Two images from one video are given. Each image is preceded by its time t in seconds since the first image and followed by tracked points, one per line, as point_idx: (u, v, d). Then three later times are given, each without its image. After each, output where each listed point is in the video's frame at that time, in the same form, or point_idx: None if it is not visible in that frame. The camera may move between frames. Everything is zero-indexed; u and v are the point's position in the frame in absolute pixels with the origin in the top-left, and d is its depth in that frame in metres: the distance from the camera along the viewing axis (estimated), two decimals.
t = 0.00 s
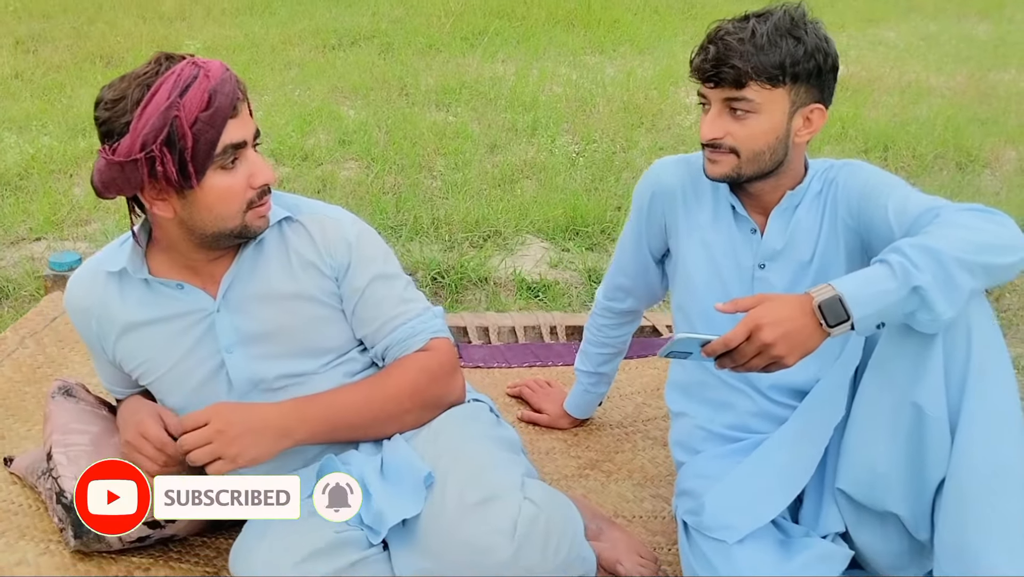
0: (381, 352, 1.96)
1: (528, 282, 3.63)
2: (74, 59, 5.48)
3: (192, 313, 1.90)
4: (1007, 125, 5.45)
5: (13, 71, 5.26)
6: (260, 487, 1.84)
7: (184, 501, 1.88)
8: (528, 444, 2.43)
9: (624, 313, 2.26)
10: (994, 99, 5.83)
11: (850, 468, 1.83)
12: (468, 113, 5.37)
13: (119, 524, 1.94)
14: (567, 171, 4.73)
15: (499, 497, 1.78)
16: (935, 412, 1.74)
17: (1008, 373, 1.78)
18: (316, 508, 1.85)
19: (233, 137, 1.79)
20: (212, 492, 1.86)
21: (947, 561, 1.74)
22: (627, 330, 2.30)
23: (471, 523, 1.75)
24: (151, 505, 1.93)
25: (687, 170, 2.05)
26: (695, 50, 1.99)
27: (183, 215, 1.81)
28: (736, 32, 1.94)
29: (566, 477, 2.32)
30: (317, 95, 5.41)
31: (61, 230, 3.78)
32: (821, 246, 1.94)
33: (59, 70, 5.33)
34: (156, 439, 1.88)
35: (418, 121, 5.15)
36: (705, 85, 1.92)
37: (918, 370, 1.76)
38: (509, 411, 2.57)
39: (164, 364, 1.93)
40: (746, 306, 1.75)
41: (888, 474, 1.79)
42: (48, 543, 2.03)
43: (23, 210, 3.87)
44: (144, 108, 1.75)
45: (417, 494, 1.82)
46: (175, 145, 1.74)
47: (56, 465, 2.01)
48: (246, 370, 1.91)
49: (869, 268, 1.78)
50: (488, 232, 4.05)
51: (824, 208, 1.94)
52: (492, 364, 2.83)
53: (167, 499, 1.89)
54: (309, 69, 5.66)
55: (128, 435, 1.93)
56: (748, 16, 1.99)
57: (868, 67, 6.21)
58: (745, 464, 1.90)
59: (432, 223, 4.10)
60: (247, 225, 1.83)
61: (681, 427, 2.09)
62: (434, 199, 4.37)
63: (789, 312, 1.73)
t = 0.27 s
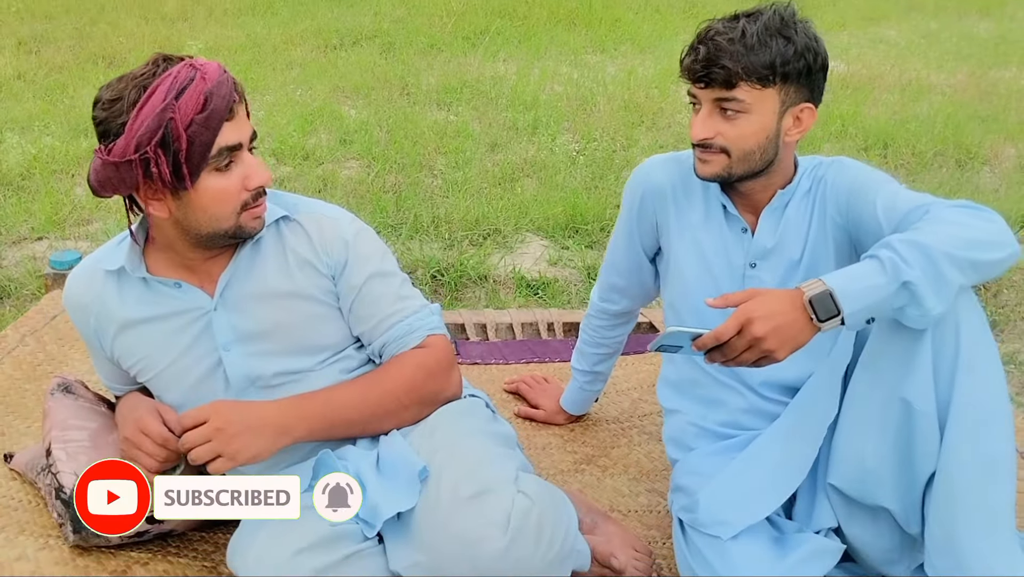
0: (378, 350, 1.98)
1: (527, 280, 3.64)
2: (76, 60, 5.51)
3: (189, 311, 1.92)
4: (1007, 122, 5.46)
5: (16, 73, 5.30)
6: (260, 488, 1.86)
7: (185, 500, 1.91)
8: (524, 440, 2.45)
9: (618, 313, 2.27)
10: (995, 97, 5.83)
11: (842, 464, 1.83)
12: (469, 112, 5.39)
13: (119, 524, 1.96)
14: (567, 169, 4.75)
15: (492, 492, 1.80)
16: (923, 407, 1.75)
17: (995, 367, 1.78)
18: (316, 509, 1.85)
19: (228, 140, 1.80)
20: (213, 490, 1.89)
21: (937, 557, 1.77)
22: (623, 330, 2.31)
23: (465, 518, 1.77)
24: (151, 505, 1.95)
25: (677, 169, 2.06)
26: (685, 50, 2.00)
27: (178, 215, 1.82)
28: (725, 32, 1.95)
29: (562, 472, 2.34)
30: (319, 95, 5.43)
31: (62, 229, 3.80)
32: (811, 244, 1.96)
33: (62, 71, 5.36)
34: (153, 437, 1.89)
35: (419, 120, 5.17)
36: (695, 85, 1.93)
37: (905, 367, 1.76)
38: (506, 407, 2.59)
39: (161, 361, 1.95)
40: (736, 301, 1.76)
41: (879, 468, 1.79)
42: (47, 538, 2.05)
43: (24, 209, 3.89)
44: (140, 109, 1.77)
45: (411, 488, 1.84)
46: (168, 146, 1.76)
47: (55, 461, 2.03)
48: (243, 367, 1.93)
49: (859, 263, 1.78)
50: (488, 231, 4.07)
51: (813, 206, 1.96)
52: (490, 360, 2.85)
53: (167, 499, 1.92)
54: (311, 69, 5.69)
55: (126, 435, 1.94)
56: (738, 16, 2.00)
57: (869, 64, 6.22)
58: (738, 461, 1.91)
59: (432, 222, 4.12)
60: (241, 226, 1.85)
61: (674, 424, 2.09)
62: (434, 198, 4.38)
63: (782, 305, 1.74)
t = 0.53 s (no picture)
0: (377, 343, 1.99)
1: (527, 278, 3.65)
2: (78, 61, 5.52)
3: (187, 307, 1.93)
4: (1009, 118, 5.45)
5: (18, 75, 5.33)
6: (260, 488, 1.85)
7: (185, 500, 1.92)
8: (522, 437, 2.46)
9: (611, 312, 2.27)
10: (998, 94, 5.82)
11: (837, 462, 1.83)
12: (470, 111, 5.39)
13: (118, 524, 1.98)
14: (568, 167, 4.75)
15: (492, 489, 1.81)
16: (914, 406, 1.75)
17: (988, 366, 1.78)
18: (316, 508, 1.85)
19: (215, 146, 1.81)
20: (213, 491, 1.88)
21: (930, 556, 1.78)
22: (617, 328, 2.31)
23: (464, 513, 1.78)
24: (151, 505, 1.97)
25: (665, 170, 2.06)
26: (673, 51, 2.00)
27: (159, 212, 1.84)
28: (712, 33, 1.94)
29: (559, 468, 2.34)
30: (320, 95, 5.45)
31: (64, 229, 3.82)
32: (800, 243, 1.96)
33: (65, 73, 5.39)
34: (153, 436, 1.94)
35: (421, 119, 5.18)
36: (682, 87, 1.94)
37: (896, 365, 1.77)
38: (504, 404, 2.59)
39: (160, 358, 1.96)
40: (729, 300, 1.74)
41: (871, 467, 1.80)
42: (46, 535, 2.07)
43: (26, 210, 3.91)
44: (130, 106, 1.81)
45: (408, 486, 1.85)
46: (150, 144, 1.78)
47: (55, 457, 2.04)
48: (242, 363, 1.94)
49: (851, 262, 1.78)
50: (488, 229, 4.08)
51: (801, 206, 1.96)
52: (488, 358, 2.86)
53: (167, 500, 1.92)
54: (313, 69, 5.70)
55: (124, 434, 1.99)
56: (725, 17, 2.00)
57: (872, 61, 6.21)
58: (733, 460, 1.89)
59: (432, 221, 4.13)
60: (219, 231, 1.84)
61: (667, 424, 2.08)
62: (435, 196, 4.39)
63: (774, 304, 1.73)
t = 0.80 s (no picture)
0: (383, 336, 1.97)
1: (527, 277, 3.66)
2: (80, 63, 5.55)
3: (187, 305, 1.93)
4: (1011, 116, 5.44)
5: (20, 77, 5.35)
6: (259, 488, 1.84)
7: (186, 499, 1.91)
8: (520, 434, 2.47)
9: (605, 311, 2.29)
10: (1000, 91, 5.81)
11: (832, 459, 1.83)
12: (471, 111, 5.40)
13: (118, 524, 2.00)
14: (569, 166, 4.76)
15: (488, 486, 1.82)
16: (909, 403, 1.75)
17: (984, 363, 1.78)
18: (316, 509, 1.86)
19: (218, 139, 1.82)
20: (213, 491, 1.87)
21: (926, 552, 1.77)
22: (612, 326, 2.32)
23: (460, 511, 1.79)
24: (151, 505, 1.99)
25: (655, 172, 2.06)
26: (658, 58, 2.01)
27: (168, 212, 1.84)
28: (697, 37, 1.95)
29: (557, 465, 2.35)
30: (322, 96, 5.46)
31: (64, 230, 3.84)
32: (792, 242, 1.97)
33: (67, 74, 5.41)
34: (152, 435, 1.93)
35: (422, 119, 5.19)
36: (670, 92, 1.95)
37: (890, 364, 1.77)
38: (502, 402, 2.60)
39: (160, 355, 1.96)
40: (724, 305, 1.72)
41: (866, 464, 1.80)
42: (46, 532, 2.08)
43: (27, 211, 3.93)
44: (130, 109, 1.80)
45: (405, 487, 1.84)
46: (157, 145, 1.79)
47: (54, 455, 2.05)
48: (243, 360, 1.94)
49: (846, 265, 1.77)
50: (488, 228, 4.09)
51: (793, 205, 1.97)
52: (487, 356, 2.87)
53: (167, 499, 1.92)
54: (315, 69, 5.72)
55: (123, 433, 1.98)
56: (711, 19, 2.01)
57: (873, 60, 6.20)
58: (727, 456, 1.90)
59: (432, 220, 4.14)
60: (230, 224, 1.86)
61: (664, 423, 2.08)
62: (435, 196, 4.40)
63: (772, 308, 1.72)
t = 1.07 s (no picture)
0: (397, 318, 1.91)
1: (526, 276, 3.67)
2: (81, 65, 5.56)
3: (192, 299, 1.90)
4: (1010, 114, 5.45)
5: (22, 79, 5.38)
6: (260, 488, 1.84)
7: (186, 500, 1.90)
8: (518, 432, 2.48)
9: (602, 309, 2.30)
10: (1000, 90, 5.81)
11: (828, 455, 1.83)
12: (471, 111, 5.41)
13: (118, 523, 2.01)
14: (568, 166, 4.77)
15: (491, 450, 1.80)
16: (903, 400, 1.75)
17: (979, 360, 1.79)
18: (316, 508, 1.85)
19: (224, 133, 1.82)
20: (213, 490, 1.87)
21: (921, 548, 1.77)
22: (609, 324, 2.33)
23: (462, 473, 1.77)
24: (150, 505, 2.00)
25: (650, 172, 2.07)
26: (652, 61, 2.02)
27: (176, 207, 1.83)
28: (691, 39, 1.96)
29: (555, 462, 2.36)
30: (322, 96, 5.47)
31: (65, 231, 3.86)
32: (787, 241, 1.97)
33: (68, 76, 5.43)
34: (148, 435, 1.91)
35: (422, 120, 5.20)
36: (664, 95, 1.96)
37: (885, 362, 1.77)
38: (501, 400, 2.61)
39: (165, 350, 1.93)
40: (721, 307, 1.72)
41: (861, 459, 1.80)
42: (45, 531, 2.10)
43: (28, 212, 3.95)
44: (136, 106, 1.80)
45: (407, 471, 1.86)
46: (164, 139, 1.78)
47: (55, 454, 2.07)
48: (248, 353, 1.91)
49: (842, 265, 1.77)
50: (487, 227, 4.10)
51: (787, 204, 1.98)
52: (486, 354, 2.87)
53: (168, 499, 1.91)
54: (315, 70, 5.74)
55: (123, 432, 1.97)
56: (705, 21, 2.02)
57: (874, 59, 6.21)
58: (724, 453, 1.89)
59: (432, 220, 4.15)
60: (238, 217, 1.85)
61: (661, 420, 2.06)
62: (435, 196, 4.41)
63: (769, 310, 1.71)
